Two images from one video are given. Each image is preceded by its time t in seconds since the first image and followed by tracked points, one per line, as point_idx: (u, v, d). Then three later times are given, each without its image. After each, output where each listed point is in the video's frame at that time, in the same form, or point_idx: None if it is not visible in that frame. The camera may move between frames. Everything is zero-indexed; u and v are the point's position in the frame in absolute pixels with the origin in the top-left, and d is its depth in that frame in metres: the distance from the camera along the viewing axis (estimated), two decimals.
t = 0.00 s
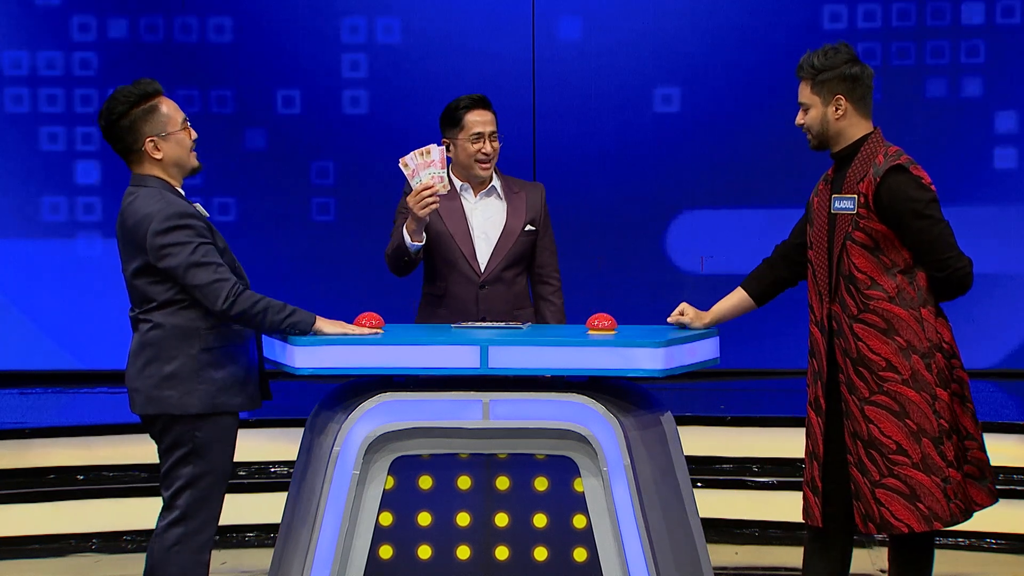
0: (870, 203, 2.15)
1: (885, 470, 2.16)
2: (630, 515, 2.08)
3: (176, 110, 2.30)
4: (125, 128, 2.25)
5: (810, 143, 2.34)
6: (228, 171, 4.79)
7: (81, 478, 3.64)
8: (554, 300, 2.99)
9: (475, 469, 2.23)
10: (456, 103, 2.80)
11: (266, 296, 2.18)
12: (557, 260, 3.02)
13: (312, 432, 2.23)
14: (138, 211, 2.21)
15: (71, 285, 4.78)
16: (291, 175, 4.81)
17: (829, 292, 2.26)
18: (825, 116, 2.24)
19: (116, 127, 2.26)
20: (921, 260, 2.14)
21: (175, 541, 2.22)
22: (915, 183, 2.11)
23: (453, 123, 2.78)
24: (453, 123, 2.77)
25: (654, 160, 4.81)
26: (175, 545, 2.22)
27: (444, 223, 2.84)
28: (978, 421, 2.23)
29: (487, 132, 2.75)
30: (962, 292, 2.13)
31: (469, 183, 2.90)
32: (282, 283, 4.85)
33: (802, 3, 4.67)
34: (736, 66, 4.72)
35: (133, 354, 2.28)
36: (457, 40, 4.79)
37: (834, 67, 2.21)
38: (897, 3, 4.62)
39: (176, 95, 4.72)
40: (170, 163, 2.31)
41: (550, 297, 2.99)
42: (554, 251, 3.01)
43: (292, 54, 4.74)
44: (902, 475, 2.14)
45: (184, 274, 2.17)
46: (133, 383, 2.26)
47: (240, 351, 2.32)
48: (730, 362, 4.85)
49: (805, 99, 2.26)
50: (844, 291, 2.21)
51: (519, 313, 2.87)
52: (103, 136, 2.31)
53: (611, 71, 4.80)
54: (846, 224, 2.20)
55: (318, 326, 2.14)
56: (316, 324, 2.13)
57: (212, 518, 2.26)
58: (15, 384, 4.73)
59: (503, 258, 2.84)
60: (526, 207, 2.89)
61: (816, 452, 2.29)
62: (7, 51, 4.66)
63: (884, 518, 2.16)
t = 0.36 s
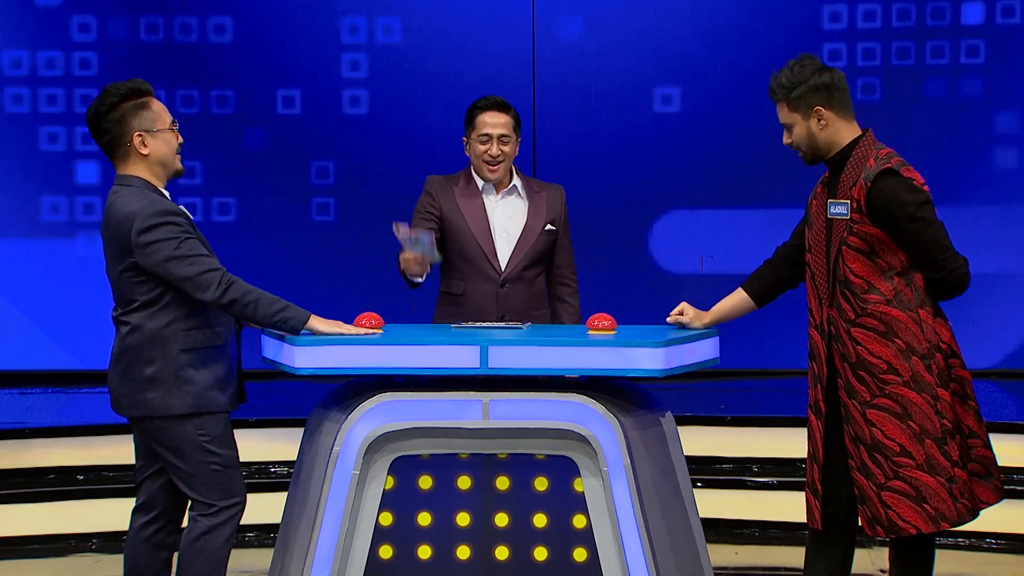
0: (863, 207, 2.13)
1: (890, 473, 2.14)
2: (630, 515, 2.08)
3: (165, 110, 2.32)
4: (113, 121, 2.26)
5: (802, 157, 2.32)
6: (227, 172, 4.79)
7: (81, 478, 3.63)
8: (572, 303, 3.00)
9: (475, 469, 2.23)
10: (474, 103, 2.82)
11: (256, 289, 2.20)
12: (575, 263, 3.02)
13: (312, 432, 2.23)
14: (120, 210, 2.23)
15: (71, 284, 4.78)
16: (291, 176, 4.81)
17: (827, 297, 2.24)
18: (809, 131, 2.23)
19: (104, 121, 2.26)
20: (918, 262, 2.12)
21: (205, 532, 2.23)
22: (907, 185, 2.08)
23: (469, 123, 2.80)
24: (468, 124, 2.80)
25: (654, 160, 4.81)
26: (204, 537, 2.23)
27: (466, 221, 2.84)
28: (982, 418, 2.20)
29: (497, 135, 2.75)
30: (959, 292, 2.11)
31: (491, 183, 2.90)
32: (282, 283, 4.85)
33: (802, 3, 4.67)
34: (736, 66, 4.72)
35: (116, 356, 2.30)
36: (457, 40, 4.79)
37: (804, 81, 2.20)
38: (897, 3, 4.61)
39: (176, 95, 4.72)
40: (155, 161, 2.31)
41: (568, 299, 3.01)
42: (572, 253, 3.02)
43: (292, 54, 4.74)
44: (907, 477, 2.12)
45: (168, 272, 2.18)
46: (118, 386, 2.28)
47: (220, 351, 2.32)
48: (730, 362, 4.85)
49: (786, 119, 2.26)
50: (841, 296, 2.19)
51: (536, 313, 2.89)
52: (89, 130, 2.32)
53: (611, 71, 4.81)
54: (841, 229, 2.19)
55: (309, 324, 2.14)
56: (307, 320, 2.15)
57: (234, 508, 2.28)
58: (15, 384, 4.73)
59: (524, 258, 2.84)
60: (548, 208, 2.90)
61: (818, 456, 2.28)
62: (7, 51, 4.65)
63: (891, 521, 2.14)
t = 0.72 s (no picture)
0: (850, 206, 2.13)
1: (864, 471, 2.14)
2: (630, 515, 2.08)
3: (173, 116, 2.30)
4: (119, 119, 2.26)
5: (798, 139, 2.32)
6: (228, 172, 4.79)
7: (81, 478, 3.63)
8: (601, 305, 3.06)
9: (475, 469, 2.23)
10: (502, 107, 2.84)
11: (251, 286, 2.21)
12: (604, 266, 3.09)
13: (311, 431, 2.22)
14: (117, 207, 2.24)
15: (71, 284, 4.78)
16: (291, 176, 4.81)
17: (812, 292, 2.25)
18: (814, 113, 2.21)
19: (110, 117, 2.27)
20: (900, 263, 2.11)
21: (185, 538, 2.23)
22: (896, 187, 2.07)
23: (497, 127, 2.84)
24: (497, 128, 2.83)
25: (654, 160, 4.81)
26: (184, 542, 2.23)
27: (495, 226, 2.96)
28: (961, 421, 2.19)
29: (522, 141, 2.79)
30: (939, 296, 2.09)
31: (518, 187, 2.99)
32: (282, 283, 4.85)
33: (802, 3, 4.67)
34: (736, 66, 4.72)
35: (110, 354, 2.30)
36: (457, 40, 4.79)
37: (828, 64, 2.18)
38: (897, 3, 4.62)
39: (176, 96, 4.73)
40: (152, 165, 2.30)
41: (596, 302, 3.07)
42: (601, 257, 3.09)
43: (292, 54, 4.73)
44: (881, 476, 2.12)
45: (164, 268, 2.19)
46: (110, 384, 2.29)
47: (215, 349, 2.33)
48: (731, 362, 4.85)
49: (797, 94, 2.23)
50: (824, 292, 2.19)
51: (557, 316, 2.98)
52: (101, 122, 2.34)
53: (611, 71, 4.81)
54: (827, 226, 2.19)
55: (303, 323, 2.15)
56: (300, 319, 2.15)
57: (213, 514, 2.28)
58: (15, 384, 4.73)
59: (549, 262, 2.94)
60: (574, 212, 2.99)
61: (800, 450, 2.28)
62: (7, 51, 4.65)
63: (864, 518, 2.15)
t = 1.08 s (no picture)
0: (824, 204, 2.15)
1: (818, 468, 2.18)
2: (630, 514, 2.08)
3: (208, 131, 2.32)
4: (157, 118, 2.26)
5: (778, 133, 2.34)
6: (227, 172, 4.79)
7: (81, 478, 3.63)
8: (610, 307, 3.06)
9: (475, 469, 2.22)
10: (506, 110, 2.84)
11: (254, 288, 2.21)
12: (612, 268, 3.09)
13: (311, 431, 2.23)
14: (126, 205, 2.25)
15: (71, 284, 4.78)
16: (291, 175, 4.81)
17: (782, 289, 2.28)
18: (794, 108, 2.23)
19: (149, 114, 2.26)
20: (870, 264, 2.14)
21: (189, 538, 2.24)
22: (871, 188, 2.10)
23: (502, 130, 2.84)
24: (501, 131, 2.84)
25: (654, 160, 4.81)
26: (189, 542, 2.23)
27: (501, 230, 2.96)
28: (920, 423, 2.22)
29: (525, 144, 2.79)
30: (909, 299, 2.13)
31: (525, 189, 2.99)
32: (282, 283, 4.85)
33: (802, 3, 4.67)
34: (736, 66, 4.72)
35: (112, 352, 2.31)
36: (457, 40, 4.79)
37: (812, 61, 2.19)
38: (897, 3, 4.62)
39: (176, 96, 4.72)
40: (172, 170, 2.31)
41: (605, 304, 3.06)
42: (609, 259, 3.08)
43: (292, 54, 4.73)
44: (835, 474, 2.16)
45: (169, 268, 2.20)
46: (111, 382, 2.29)
47: (217, 352, 2.32)
48: (730, 362, 4.85)
49: (779, 88, 2.24)
50: (794, 289, 2.22)
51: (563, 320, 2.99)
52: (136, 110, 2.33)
53: (611, 71, 4.81)
54: (801, 223, 2.21)
55: (308, 326, 2.15)
56: (305, 322, 2.14)
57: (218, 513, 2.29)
58: (15, 384, 4.73)
59: (554, 267, 2.94)
60: (581, 216, 2.99)
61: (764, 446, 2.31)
62: (6, 51, 4.64)
63: (813, 516, 2.18)
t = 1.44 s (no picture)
0: (791, 206, 2.17)
1: (784, 467, 2.18)
2: (630, 514, 2.08)
3: (254, 155, 2.35)
4: (212, 128, 2.28)
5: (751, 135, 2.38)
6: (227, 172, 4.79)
7: (80, 478, 3.63)
8: (598, 308, 3.09)
9: (475, 469, 2.22)
10: (496, 113, 2.84)
11: (258, 293, 2.20)
12: (602, 267, 3.10)
13: (311, 431, 2.24)
14: (144, 198, 2.26)
15: (71, 284, 4.78)
16: (291, 175, 4.81)
17: (752, 290, 2.29)
18: (762, 110, 2.27)
19: (206, 122, 2.28)
20: (835, 266, 2.15)
21: (182, 540, 2.24)
22: (836, 190, 2.11)
23: (493, 134, 2.85)
24: (493, 134, 2.84)
25: (654, 160, 4.81)
26: (183, 545, 2.24)
27: (493, 233, 2.96)
28: (886, 424, 2.23)
29: (516, 149, 2.80)
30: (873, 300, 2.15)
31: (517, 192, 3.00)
32: (281, 283, 4.86)
33: (802, 3, 4.67)
34: (736, 66, 4.72)
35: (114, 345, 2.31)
36: (457, 40, 4.79)
37: (777, 62, 2.23)
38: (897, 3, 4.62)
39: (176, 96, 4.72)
40: (205, 179, 2.32)
41: (594, 304, 3.09)
42: (599, 259, 3.09)
43: (292, 54, 4.74)
44: (800, 474, 2.16)
45: (176, 265, 2.20)
46: (111, 374, 2.29)
47: (218, 355, 2.31)
48: (730, 362, 4.86)
49: (748, 91, 2.29)
50: (761, 290, 2.24)
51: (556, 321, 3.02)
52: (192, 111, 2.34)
53: (611, 71, 4.81)
54: (769, 224, 2.23)
55: (309, 327, 2.16)
56: (306, 323, 2.16)
57: (212, 515, 2.30)
58: (15, 384, 4.73)
59: (548, 270, 2.95)
60: (574, 217, 2.99)
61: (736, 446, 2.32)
62: (6, 51, 4.64)
63: (779, 515, 2.18)
